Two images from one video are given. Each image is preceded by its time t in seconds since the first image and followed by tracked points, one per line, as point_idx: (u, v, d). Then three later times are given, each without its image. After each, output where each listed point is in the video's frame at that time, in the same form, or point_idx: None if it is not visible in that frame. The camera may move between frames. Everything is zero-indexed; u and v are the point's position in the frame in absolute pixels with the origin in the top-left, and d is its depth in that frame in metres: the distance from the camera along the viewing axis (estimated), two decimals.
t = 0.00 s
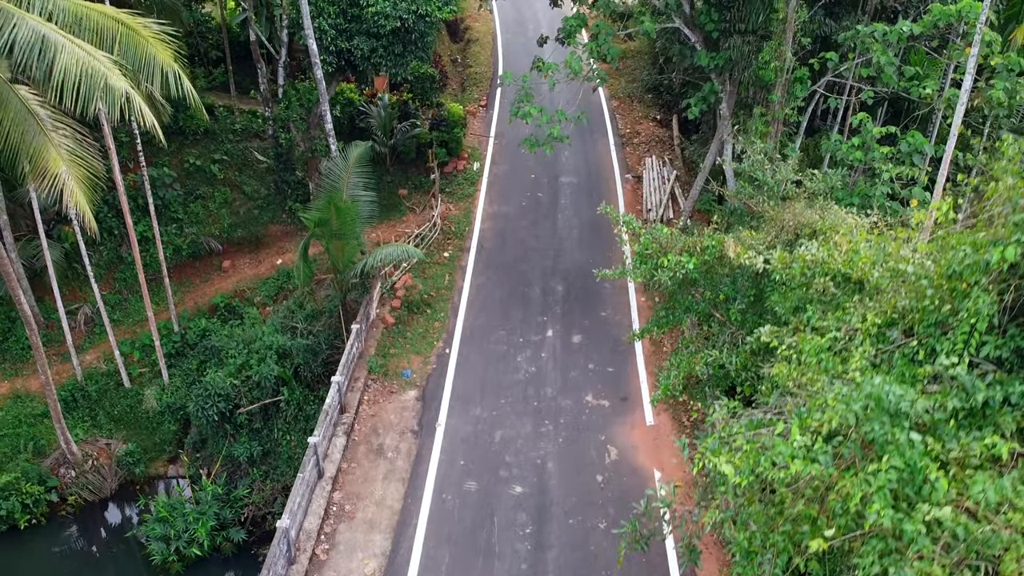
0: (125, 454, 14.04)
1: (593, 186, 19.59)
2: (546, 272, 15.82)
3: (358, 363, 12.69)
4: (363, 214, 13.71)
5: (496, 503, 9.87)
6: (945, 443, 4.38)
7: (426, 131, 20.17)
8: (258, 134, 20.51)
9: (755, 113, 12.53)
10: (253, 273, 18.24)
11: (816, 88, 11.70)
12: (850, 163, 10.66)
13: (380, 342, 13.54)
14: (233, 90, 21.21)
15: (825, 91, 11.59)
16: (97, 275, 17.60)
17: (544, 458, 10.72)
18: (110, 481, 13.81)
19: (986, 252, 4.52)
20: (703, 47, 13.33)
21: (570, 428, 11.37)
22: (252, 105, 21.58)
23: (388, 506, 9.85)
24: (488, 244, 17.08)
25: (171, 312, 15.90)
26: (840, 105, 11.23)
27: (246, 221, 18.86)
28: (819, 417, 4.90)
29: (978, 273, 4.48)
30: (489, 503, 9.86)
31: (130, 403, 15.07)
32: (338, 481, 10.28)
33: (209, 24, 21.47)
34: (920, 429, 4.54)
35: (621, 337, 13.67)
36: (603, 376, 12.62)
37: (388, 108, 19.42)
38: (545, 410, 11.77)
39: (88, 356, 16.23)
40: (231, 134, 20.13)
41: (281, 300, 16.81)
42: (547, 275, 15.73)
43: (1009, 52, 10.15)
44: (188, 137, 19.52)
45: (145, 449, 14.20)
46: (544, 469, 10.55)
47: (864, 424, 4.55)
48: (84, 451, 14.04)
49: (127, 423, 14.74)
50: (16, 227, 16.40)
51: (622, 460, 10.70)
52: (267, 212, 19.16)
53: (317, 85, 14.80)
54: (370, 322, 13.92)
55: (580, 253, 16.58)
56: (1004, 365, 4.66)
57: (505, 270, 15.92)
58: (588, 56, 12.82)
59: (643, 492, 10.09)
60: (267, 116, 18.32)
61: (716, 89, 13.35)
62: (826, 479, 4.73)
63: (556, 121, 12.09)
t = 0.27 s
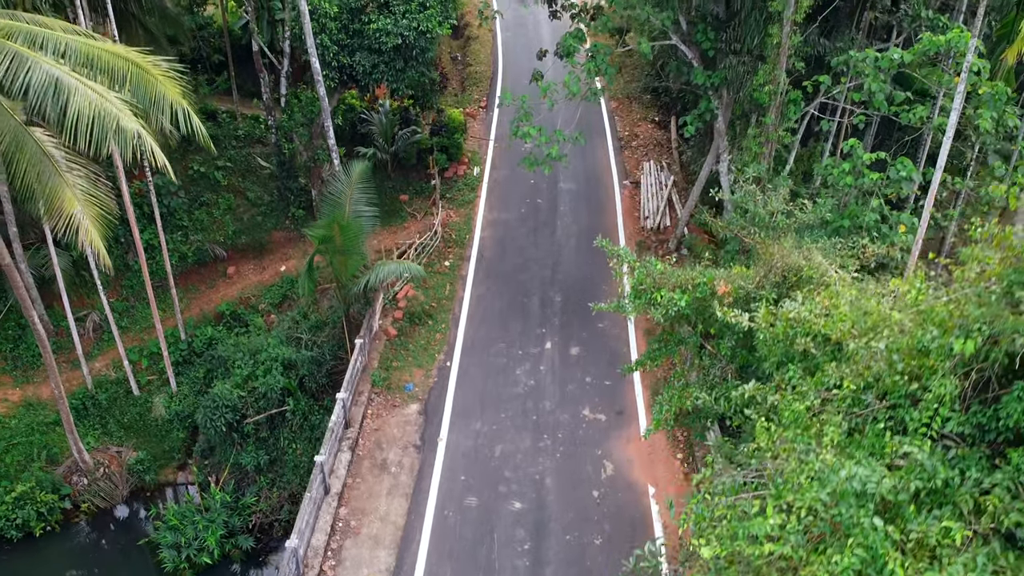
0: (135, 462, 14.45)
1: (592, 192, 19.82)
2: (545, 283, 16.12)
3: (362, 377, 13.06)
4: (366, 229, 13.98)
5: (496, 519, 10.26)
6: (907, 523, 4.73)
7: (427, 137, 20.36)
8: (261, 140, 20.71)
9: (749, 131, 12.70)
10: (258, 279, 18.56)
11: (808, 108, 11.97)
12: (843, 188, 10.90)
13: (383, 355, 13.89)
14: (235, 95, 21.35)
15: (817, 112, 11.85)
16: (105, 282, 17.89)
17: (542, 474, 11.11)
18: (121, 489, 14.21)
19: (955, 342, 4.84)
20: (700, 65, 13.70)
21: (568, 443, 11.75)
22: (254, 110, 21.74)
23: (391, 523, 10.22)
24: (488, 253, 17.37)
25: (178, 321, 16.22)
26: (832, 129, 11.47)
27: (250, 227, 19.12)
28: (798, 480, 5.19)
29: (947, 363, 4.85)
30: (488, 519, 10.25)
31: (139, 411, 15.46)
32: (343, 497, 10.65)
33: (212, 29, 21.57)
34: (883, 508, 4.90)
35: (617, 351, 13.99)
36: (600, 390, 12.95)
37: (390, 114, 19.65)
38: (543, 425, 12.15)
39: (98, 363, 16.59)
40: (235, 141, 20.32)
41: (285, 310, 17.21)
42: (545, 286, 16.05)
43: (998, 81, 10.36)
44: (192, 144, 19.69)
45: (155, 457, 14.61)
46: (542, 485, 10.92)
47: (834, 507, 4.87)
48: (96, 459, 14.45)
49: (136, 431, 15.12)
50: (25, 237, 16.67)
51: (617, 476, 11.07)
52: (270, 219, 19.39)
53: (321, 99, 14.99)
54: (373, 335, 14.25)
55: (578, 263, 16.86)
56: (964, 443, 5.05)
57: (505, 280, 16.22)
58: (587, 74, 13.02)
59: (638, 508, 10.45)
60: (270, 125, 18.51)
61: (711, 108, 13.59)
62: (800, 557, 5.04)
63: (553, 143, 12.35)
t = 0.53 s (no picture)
0: (146, 469, 14.87)
1: (591, 197, 20.04)
2: (545, 292, 16.46)
3: (365, 389, 13.45)
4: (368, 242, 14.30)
5: (495, 532, 10.69)
6: None
7: (427, 142, 20.58)
8: (264, 144, 20.94)
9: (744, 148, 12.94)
10: (262, 285, 18.92)
11: (799, 125, 12.32)
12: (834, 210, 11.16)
13: (386, 365, 14.26)
14: (238, 99, 21.52)
15: (807, 130, 12.18)
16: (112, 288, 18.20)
17: (540, 486, 11.51)
18: (133, 494, 14.66)
19: (923, 411, 5.18)
20: (696, 81, 13.94)
21: (565, 456, 12.13)
22: (256, 114, 21.92)
23: (394, 536, 10.65)
24: (488, 260, 17.68)
25: (186, 329, 16.56)
26: (825, 150, 11.70)
27: (254, 233, 19.39)
28: (775, 531, 5.55)
29: (914, 433, 5.13)
30: (489, 532, 10.68)
31: (149, 417, 15.87)
32: (348, 510, 11.08)
33: (214, 32, 21.69)
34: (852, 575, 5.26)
35: (614, 361, 14.34)
36: (597, 401, 13.33)
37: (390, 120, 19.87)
38: (542, 437, 12.53)
39: (107, 369, 16.97)
40: (238, 146, 20.53)
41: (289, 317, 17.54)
42: (544, 295, 16.38)
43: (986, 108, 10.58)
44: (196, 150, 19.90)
45: (164, 463, 15.02)
46: (540, 497, 11.33)
47: None
48: (107, 466, 14.87)
49: (146, 437, 15.55)
50: (34, 245, 16.97)
51: (613, 488, 11.47)
52: (274, 224, 19.67)
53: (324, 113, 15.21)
54: (376, 345, 14.62)
55: (577, 271, 17.18)
56: (929, 502, 5.40)
57: (505, 289, 16.56)
58: (585, 92, 13.20)
59: (632, 521, 10.87)
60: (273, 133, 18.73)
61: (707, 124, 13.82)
62: None
63: (551, 163, 12.60)
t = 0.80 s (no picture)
0: (155, 473, 15.31)
1: (589, 201, 20.32)
2: (544, 299, 16.82)
3: (369, 398, 13.83)
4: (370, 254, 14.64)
5: (496, 542, 11.14)
6: None
7: (428, 146, 20.81)
8: (267, 149, 21.17)
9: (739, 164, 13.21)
10: (267, 290, 19.16)
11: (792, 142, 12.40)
12: (824, 230, 11.48)
13: (389, 374, 14.66)
14: (240, 103, 21.73)
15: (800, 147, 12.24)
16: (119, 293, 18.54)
17: (539, 496, 11.94)
18: (144, 498, 15.11)
19: (893, 467, 5.57)
20: (692, 96, 14.18)
21: (563, 465, 12.56)
22: (259, 117, 22.16)
23: (398, 546, 11.10)
24: (488, 267, 18.02)
25: (193, 335, 16.92)
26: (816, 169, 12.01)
27: (258, 237, 19.67)
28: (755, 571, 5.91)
29: (885, 488, 5.52)
30: (489, 542, 11.14)
31: (158, 422, 16.29)
32: (353, 520, 11.52)
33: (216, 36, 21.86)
34: None
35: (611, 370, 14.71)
36: (594, 411, 13.74)
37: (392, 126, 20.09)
38: (540, 446, 12.96)
39: (116, 374, 17.36)
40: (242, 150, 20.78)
41: (293, 322, 17.91)
42: (543, 302, 16.75)
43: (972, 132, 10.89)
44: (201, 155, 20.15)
45: (174, 468, 15.46)
46: (538, 507, 11.77)
47: None
48: (118, 470, 15.30)
49: (155, 442, 15.97)
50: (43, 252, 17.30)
51: (609, 498, 11.90)
52: (277, 229, 19.97)
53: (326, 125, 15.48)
54: (379, 354, 14.99)
55: (576, 277, 17.53)
56: (897, 549, 5.79)
57: (504, 296, 16.93)
58: (582, 110, 13.54)
59: (627, 531, 11.30)
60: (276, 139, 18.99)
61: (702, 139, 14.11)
62: None
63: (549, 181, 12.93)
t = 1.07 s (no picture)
0: (165, 476, 15.77)
1: (587, 204, 20.58)
2: (543, 305, 17.19)
3: (371, 406, 14.24)
4: (372, 264, 14.95)
5: (495, 549, 11.61)
6: None
7: (429, 150, 21.01)
8: (270, 152, 21.36)
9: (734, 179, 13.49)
10: (271, 293, 19.54)
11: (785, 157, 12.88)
12: (815, 248, 11.79)
13: (392, 381, 15.06)
14: (242, 105, 21.91)
15: (792, 164, 12.77)
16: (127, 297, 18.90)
17: (537, 504, 12.39)
18: (155, 500, 15.60)
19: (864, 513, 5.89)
20: (689, 110, 14.40)
21: (560, 473, 13.00)
22: (261, 120, 22.36)
23: (402, 553, 11.57)
24: (488, 272, 18.36)
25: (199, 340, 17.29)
26: (807, 188, 12.30)
27: (262, 241, 19.99)
28: None
29: (857, 532, 5.80)
30: (489, 549, 11.61)
31: (166, 425, 16.73)
32: (358, 528, 11.97)
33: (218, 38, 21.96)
34: None
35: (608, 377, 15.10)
36: (591, 418, 14.15)
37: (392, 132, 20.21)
38: (538, 454, 13.40)
39: (125, 377, 17.77)
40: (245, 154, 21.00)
41: (297, 327, 18.29)
42: (542, 308, 17.12)
43: (959, 155, 11.15)
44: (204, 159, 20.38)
45: (183, 471, 15.92)
46: (536, 515, 12.22)
47: None
48: (129, 473, 15.76)
49: (165, 445, 16.42)
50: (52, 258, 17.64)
51: (604, 506, 12.34)
52: (281, 232, 20.26)
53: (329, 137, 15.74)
54: (381, 361, 15.38)
55: (574, 283, 17.87)
56: None
57: (504, 302, 17.29)
58: (580, 125, 13.85)
59: (622, 539, 11.74)
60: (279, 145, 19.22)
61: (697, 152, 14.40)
62: None
63: (547, 198, 13.22)
